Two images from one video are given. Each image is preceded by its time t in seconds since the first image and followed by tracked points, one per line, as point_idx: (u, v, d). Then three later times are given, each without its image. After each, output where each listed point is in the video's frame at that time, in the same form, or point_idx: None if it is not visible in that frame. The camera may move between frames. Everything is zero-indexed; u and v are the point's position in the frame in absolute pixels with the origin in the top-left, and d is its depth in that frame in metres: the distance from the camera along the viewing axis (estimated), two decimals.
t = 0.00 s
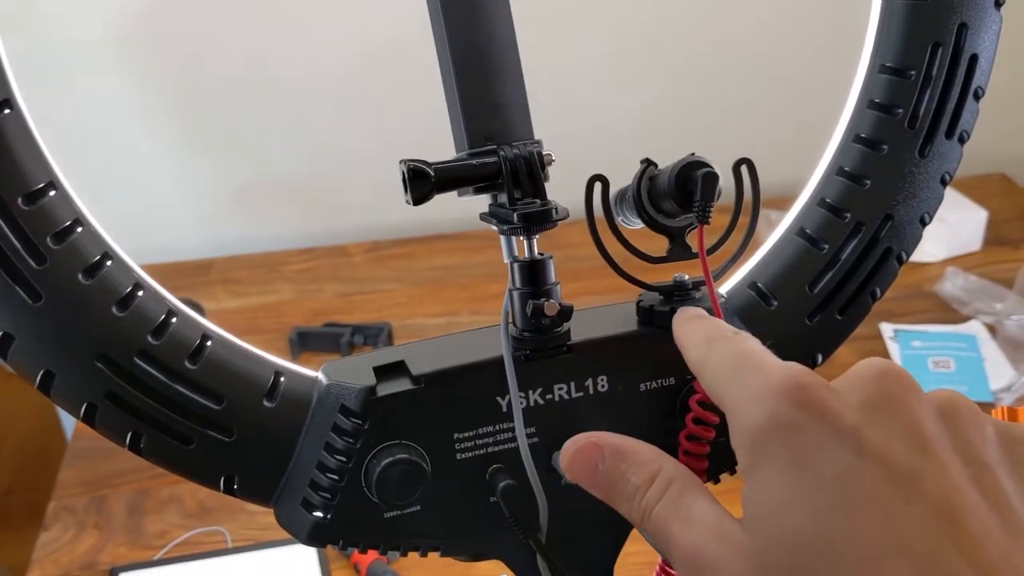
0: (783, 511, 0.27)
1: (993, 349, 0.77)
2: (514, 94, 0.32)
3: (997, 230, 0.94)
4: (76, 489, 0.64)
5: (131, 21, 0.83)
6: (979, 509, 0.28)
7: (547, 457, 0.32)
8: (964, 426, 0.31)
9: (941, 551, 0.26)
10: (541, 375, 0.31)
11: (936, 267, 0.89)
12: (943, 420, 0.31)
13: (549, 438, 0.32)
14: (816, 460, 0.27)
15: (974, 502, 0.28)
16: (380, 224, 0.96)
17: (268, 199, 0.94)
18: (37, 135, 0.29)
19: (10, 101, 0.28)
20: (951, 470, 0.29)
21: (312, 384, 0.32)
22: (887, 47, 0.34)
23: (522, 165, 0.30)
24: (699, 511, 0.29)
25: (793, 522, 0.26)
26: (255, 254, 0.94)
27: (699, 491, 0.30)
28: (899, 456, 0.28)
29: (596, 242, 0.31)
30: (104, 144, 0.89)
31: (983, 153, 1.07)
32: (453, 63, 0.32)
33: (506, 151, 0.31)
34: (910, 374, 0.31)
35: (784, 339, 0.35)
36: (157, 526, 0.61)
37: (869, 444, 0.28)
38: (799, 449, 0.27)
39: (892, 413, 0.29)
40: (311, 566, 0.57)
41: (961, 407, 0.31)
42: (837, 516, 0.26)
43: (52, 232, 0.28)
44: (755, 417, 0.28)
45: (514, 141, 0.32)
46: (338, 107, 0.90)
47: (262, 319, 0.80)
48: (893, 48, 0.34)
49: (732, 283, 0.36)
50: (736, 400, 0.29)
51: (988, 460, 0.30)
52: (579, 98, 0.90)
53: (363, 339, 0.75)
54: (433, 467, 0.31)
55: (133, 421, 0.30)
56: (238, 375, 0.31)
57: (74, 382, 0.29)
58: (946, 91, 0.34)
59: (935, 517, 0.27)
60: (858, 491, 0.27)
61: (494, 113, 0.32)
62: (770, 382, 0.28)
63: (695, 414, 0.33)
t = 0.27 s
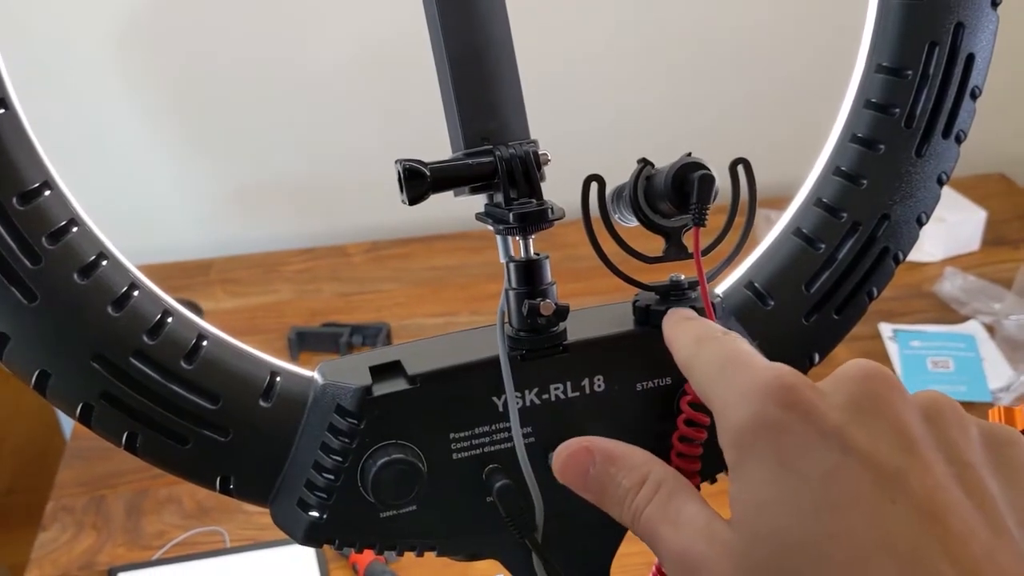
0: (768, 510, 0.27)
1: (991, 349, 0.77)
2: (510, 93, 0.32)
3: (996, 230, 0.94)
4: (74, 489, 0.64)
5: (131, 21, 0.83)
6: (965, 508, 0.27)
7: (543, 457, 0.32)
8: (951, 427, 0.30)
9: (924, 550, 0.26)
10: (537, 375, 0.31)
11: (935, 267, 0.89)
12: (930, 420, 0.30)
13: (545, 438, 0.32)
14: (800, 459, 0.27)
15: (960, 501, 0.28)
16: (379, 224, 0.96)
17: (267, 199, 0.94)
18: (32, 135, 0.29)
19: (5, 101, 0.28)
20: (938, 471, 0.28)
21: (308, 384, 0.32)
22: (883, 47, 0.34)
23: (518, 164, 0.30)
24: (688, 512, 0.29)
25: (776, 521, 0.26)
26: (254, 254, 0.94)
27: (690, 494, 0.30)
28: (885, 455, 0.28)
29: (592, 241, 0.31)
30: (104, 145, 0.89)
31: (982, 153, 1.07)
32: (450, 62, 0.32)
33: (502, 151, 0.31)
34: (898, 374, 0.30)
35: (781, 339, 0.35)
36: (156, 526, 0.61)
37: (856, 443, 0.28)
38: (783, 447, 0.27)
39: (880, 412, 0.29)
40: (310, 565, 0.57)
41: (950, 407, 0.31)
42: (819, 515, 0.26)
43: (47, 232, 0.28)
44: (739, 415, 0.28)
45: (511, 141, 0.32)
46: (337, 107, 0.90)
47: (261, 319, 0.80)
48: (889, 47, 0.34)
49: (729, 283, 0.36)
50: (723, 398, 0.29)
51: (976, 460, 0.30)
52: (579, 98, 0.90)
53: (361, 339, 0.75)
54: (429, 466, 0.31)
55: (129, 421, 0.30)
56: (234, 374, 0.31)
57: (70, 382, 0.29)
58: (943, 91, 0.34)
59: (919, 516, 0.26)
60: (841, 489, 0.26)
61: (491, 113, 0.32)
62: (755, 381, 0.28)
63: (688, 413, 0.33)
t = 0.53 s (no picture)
0: (762, 522, 0.25)
1: (997, 347, 0.77)
2: (524, 88, 0.32)
3: (1000, 229, 0.94)
4: (79, 486, 0.64)
5: (135, 18, 0.82)
6: (955, 516, 0.27)
7: (558, 453, 0.32)
8: (935, 435, 0.31)
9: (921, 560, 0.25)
10: (551, 371, 0.31)
11: (940, 265, 0.89)
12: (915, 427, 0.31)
13: (560, 434, 0.32)
14: (793, 468, 0.26)
15: (951, 510, 0.27)
16: (383, 222, 0.96)
17: (270, 197, 0.93)
18: (45, 129, 0.29)
19: (17, 94, 0.28)
20: (928, 479, 0.28)
21: (322, 379, 0.32)
22: (898, 42, 0.34)
23: (532, 159, 0.30)
24: (680, 526, 0.27)
25: (771, 533, 0.25)
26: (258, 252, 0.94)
27: (683, 505, 0.28)
28: (877, 461, 0.27)
29: (607, 237, 0.31)
30: (107, 143, 0.89)
31: (986, 151, 1.07)
32: (463, 57, 0.32)
33: (516, 145, 0.31)
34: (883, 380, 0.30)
35: (794, 335, 0.35)
36: (162, 523, 0.61)
37: (849, 451, 0.27)
38: (779, 455, 0.26)
39: (866, 420, 0.29)
40: (317, 563, 0.57)
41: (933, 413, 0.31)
42: (816, 527, 0.25)
43: (61, 227, 0.28)
44: (733, 422, 0.27)
45: (524, 135, 0.32)
46: (345, 102, 0.90)
47: (265, 317, 0.80)
48: (904, 42, 0.34)
49: (742, 278, 0.35)
50: (712, 405, 0.28)
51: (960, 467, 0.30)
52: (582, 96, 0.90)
53: (366, 337, 0.74)
54: (444, 462, 0.31)
55: (142, 417, 0.30)
56: (247, 370, 0.31)
57: (82, 377, 0.29)
58: (958, 86, 0.34)
59: (914, 525, 0.26)
60: (836, 496, 0.26)
61: (504, 107, 0.32)
62: (748, 387, 0.28)
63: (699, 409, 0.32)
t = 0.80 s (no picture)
0: None
1: (1003, 342, 0.77)
2: (534, 76, 0.33)
3: (1006, 225, 0.94)
4: (87, 476, 0.65)
5: (143, 13, 0.83)
6: None
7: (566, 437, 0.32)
8: (715, 487, 0.29)
9: None
10: (559, 356, 0.31)
11: (946, 261, 0.89)
12: (708, 480, 0.29)
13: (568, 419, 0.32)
14: (527, 538, 0.25)
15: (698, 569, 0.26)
16: (390, 216, 0.96)
17: (276, 191, 0.94)
18: (60, 114, 0.29)
19: (34, 80, 0.28)
20: (665, 536, 0.26)
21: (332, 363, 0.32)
22: (904, 32, 0.34)
23: (541, 146, 0.31)
24: None
25: None
26: (265, 245, 0.94)
27: None
28: (601, 523, 0.26)
29: (615, 223, 0.31)
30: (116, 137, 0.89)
31: (993, 148, 1.07)
32: (473, 46, 0.32)
33: (525, 132, 0.31)
34: (611, 427, 0.27)
35: (800, 323, 0.35)
36: (170, 513, 0.62)
37: (581, 514, 0.26)
38: (507, 526, 0.26)
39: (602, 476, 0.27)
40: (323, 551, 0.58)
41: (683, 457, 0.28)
42: None
43: (75, 211, 0.28)
44: (465, 492, 0.26)
45: (533, 123, 0.32)
46: (353, 98, 0.90)
47: (272, 310, 0.80)
48: (910, 33, 0.34)
49: (749, 266, 0.36)
50: (453, 469, 0.26)
51: (748, 518, 0.29)
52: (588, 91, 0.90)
53: (373, 329, 0.75)
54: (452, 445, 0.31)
55: (155, 399, 0.30)
56: (259, 353, 0.31)
57: (96, 359, 0.29)
58: (964, 76, 0.34)
59: None
60: None
61: (514, 95, 0.32)
62: (471, 446, 0.26)
63: (702, 396, 0.32)
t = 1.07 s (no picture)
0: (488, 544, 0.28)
1: (1017, 339, 0.77)
2: (559, 67, 0.33)
3: (1020, 222, 0.94)
4: (104, 465, 0.66)
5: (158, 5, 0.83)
6: (672, 528, 0.29)
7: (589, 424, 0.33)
8: (695, 449, 0.31)
9: None
10: (583, 344, 0.32)
11: (960, 257, 0.89)
12: (689, 442, 0.31)
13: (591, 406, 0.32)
14: (512, 490, 0.29)
15: (668, 522, 0.29)
16: (403, 208, 0.97)
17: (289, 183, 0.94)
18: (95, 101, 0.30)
19: (70, 67, 0.28)
20: (639, 488, 0.30)
21: (359, 349, 0.32)
22: (928, 25, 0.35)
23: (567, 136, 0.31)
24: (427, 556, 0.31)
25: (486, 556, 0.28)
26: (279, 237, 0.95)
27: (436, 542, 0.31)
28: (581, 478, 0.29)
29: (639, 213, 0.32)
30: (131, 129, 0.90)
31: (1007, 144, 1.07)
32: (500, 37, 0.32)
33: (551, 122, 0.31)
34: (598, 392, 0.29)
35: (821, 314, 0.35)
36: (186, 501, 0.62)
37: (562, 469, 0.29)
38: (495, 479, 0.29)
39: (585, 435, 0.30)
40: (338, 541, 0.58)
41: (664, 420, 0.31)
42: (529, 553, 0.28)
43: (109, 197, 0.29)
44: (461, 447, 0.29)
45: (559, 113, 0.33)
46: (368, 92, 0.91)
47: (287, 301, 0.81)
48: (934, 25, 0.34)
49: (770, 257, 0.36)
50: (449, 428, 0.29)
51: (725, 478, 0.31)
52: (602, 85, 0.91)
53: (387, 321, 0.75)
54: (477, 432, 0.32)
55: (185, 383, 0.31)
56: (288, 339, 0.32)
57: (128, 343, 0.30)
58: (987, 69, 0.34)
59: (627, 543, 0.28)
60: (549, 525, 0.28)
61: (540, 86, 0.33)
62: (466, 409, 0.29)
63: (724, 384, 0.33)
